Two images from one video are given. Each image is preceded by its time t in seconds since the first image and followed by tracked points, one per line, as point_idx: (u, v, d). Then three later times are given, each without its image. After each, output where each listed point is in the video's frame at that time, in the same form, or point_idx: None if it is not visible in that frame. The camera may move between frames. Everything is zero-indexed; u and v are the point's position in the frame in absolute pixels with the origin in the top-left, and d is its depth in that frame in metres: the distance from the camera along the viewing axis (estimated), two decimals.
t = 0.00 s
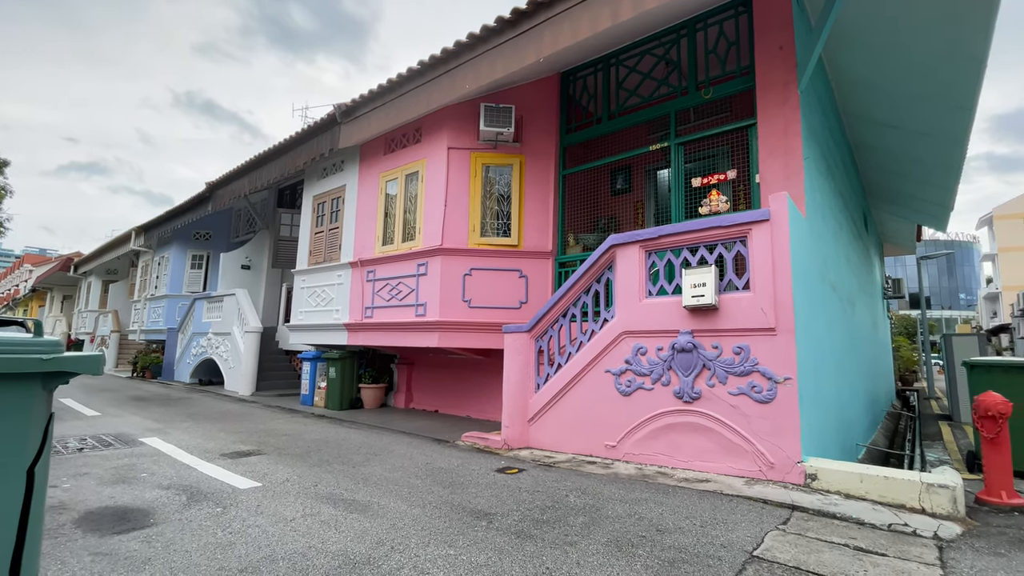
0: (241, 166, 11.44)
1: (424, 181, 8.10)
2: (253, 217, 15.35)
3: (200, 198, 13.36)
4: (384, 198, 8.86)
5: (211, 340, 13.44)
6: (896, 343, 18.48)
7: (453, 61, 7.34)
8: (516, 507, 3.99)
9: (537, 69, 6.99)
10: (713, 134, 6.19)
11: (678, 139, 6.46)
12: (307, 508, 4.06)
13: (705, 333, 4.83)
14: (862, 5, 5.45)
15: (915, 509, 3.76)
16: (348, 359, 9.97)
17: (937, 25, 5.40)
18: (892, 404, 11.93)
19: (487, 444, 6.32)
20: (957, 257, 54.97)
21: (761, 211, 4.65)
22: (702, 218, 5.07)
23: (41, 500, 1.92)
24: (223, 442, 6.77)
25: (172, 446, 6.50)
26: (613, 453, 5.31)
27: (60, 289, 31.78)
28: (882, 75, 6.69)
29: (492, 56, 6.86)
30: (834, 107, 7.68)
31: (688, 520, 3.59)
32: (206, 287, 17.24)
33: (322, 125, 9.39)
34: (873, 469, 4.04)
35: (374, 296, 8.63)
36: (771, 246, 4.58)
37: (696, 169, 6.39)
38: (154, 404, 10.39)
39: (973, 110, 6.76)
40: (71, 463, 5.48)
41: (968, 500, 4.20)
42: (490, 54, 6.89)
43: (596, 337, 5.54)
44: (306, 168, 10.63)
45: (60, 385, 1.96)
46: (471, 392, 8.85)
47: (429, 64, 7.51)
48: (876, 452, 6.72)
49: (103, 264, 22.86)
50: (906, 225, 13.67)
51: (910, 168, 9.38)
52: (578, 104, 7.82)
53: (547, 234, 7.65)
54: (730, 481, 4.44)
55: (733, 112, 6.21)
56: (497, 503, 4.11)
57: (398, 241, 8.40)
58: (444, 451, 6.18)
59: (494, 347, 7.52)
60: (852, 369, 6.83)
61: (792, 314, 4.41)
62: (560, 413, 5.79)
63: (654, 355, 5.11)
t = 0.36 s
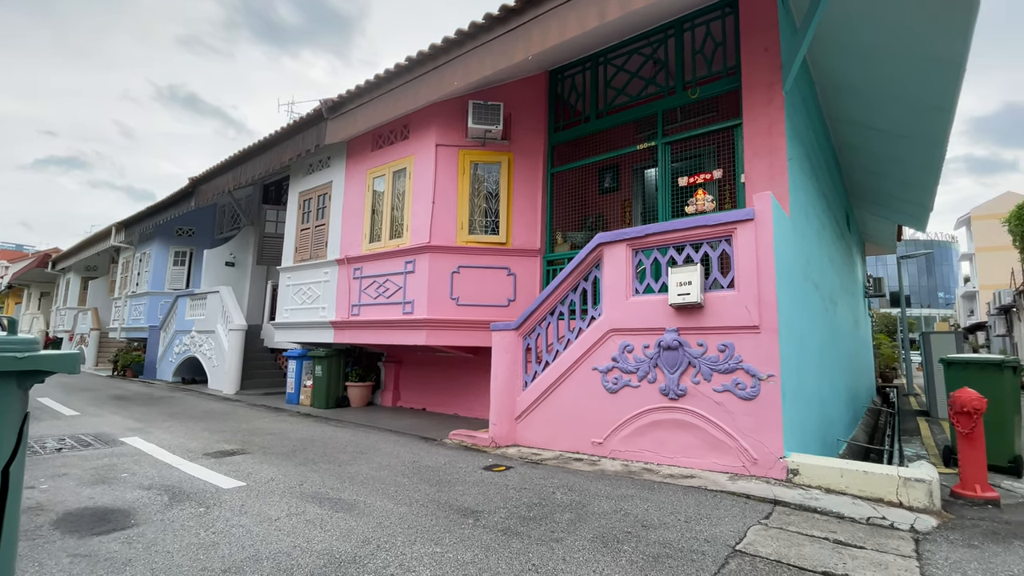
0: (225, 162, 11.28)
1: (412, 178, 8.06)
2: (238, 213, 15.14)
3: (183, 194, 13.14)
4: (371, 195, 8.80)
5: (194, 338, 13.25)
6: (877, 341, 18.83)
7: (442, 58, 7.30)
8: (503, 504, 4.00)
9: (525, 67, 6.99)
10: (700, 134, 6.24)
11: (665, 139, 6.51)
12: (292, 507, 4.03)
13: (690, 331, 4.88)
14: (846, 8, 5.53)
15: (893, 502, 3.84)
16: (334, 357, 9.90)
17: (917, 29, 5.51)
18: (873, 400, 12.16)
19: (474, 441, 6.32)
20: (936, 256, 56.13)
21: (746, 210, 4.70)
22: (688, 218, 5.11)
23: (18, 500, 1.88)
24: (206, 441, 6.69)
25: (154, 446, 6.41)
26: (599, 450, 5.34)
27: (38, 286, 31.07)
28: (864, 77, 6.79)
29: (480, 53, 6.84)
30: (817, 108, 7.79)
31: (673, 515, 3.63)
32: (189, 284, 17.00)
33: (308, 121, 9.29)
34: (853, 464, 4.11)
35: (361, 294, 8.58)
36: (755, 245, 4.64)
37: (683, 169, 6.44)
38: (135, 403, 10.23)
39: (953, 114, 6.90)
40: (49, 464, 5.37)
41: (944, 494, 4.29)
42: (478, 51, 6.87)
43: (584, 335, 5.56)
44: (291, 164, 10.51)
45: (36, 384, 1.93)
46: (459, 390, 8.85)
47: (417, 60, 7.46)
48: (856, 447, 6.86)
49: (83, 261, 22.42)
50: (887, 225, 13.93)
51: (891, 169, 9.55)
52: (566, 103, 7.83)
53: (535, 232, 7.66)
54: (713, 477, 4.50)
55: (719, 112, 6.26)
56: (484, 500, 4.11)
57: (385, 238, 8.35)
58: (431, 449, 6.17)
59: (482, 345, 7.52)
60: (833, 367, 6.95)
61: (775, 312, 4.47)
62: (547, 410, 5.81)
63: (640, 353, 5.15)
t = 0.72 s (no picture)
0: (206, 156, 11.07)
1: (396, 175, 7.99)
2: (218, 209, 14.88)
3: (161, 189, 12.87)
4: (356, 191, 8.70)
5: (173, 336, 13.00)
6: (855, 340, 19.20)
7: (427, 54, 7.25)
8: (486, 502, 3.99)
9: (511, 65, 6.98)
10: (684, 134, 6.29)
11: (649, 138, 6.55)
12: (271, 507, 3.97)
13: (673, 329, 4.91)
14: (827, 11, 5.61)
15: (868, 497, 3.92)
16: (317, 356, 9.79)
17: (895, 34, 5.62)
18: (851, 397, 12.39)
19: (459, 440, 6.29)
20: (913, 257, 57.39)
21: (728, 210, 4.75)
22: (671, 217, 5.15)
23: None
24: (184, 441, 6.56)
25: (130, 446, 6.27)
26: (583, 447, 5.36)
27: (9, 283, 30.22)
28: (845, 80, 6.90)
29: (466, 49, 6.81)
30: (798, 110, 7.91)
31: (655, 511, 3.66)
32: (168, 281, 16.67)
33: (291, 116, 9.16)
34: (830, 459, 4.18)
35: (344, 292, 8.49)
36: (736, 244, 4.69)
37: (667, 168, 6.49)
38: (112, 402, 10.00)
39: (929, 117, 7.06)
40: (20, 465, 5.23)
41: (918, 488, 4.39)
42: (464, 48, 6.83)
43: (569, 333, 5.57)
44: (273, 159, 10.37)
45: None
46: (443, 388, 8.81)
47: (403, 56, 7.39)
48: (835, 443, 6.99)
49: (57, 257, 21.86)
50: (866, 225, 14.21)
51: (869, 171, 9.74)
52: (552, 101, 7.82)
53: (520, 230, 7.66)
54: (695, 473, 4.54)
55: (703, 112, 6.30)
56: (468, 498, 4.10)
57: (369, 235, 8.28)
58: (415, 448, 6.14)
59: (467, 343, 7.49)
60: (813, 364, 7.06)
61: (756, 310, 4.53)
62: (532, 408, 5.81)
63: (624, 350, 5.18)
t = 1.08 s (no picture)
0: (183, 152, 10.85)
1: (379, 173, 7.91)
2: (196, 206, 14.61)
3: (137, 185, 12.59)
4: (337, 189, 8.60)
5: (149, 336, 12.72)
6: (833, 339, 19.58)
7: (410, 51, 7.20)
8: (468, 502, 3.97)
9: (495, 64, 6.96)
10: (666, 136, 6.34)
11: (633, 140, 6.59)
12: (249, 510, 3.90)
13: (654, 328, 4.95)
14: (807, 16, 5.69)
15: (844, 493, 3.99)
16: (298, 356, 9.66)
17: (872, 40, 5.74)
18: (829, 396, 12.62)
19: (441, 440, 6.26)
20: (888, 259, 58.74)
21: (708, 211, 4.80)
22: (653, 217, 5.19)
23: None
24: (160, 443, 6.42)
25: (103, 448, 6.11)
26: (566, 445, 5.37)
27: None
28: (823, 84, 7.02)
29: (450, 48, 6.78)
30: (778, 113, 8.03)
31: (636, 509, 3.68)
32: (144, 279, 16.31)
33: (272, 112, 9.03)
34: (807, 457, 4.24)
35: (326, 291, 8.39)
36: (716, 244, 4.74)
37: (650, 170, 6.55)
38: (84, 404, 9.74)
39: (904, 121, 7.22)
40: None
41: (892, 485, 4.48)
42: (448, 46, 6.80)
43: (552, 332, 5.57)
44: (253, 156, 10.21)
45: None
46: (426, 388, 8.76)
47: (386, 53, 7.33)
48: (812, 441, 7.10)
49: (28, 254, 21.25)
50: (843, 228, 14.51)
51: (846, 173, 9.93)
52: (536, 101, 7.82)
53: (504, 230, 7.65)
54: (676, 471, 4.58)
55: (685, 114, 6.36)
56: (450, 498, 4.07)
57: (351, 234, 8.18)
58: (397, 448, 6.08)
59: (450, 343, 7.46)
60: (791, 363, 7.16)
61: (735, 310, 4.58)
62: (515, 408, 5.80)
63: (606, 349, 5.20)
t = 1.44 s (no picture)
0: (163, 151, 10.67)
1: (363, 174, 7.87)
2: (176, 206, 14.37)
3: (115, 184, 12.33)
4: (321, 190, 8.54)
5: (126, 338, 12.45)
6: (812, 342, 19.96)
7: (396, 53, 7.19)
8: (452, 505, 3.97)
9: (481, 68, 6.99)
10: (650, 141, 6.43)
11: (617, 145, 6.67)
12: (230, 515, 3.85)
13: (637, 331, 5.01)
14: (787, 26, 5.83)
15: (820, 492, 4.08)
16: (279, 359, 9.55)
17: (848, 51, 5.92)
18: (808, 397, 12.87)
19: (425, 443, 6.24)
20: (865, 263, 60.06)
21: (689, 216, 4.88)
22: (636, 222, 5.26)
23: None
24: (138, 448, 6.30)
25: (78, 453, 5.98)
26: (550, 448, 5.40)
27: None
28: (802, 92, 7.19)
29: (436, 51, 6.79)
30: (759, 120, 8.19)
31: (618, 510, 3.72)
32: (121, 281, 15.98)
33: (255, 112, 8.94)
34: (785, 457, 4.33)
35: (309, 293, 8.31)
36: (697, 248, 4.82)
37: (633, 175, 6.63)
38: (58, 408, 9.51)
39: (878, 129, 7.43)
40: None
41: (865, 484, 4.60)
42: (434, 49, 6.81)
43: (537, 335, 5.60)
44: (235, 156, 10.08)
45: None
46: (410, 391, 8.73)
47: (371, 55, 7.30)
48: (791, 442, 7.24)
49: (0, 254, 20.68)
50: (822, 232, 14.83)
51: (824, 180, 10.16)
52: (522, 105, 7.86)
53: (490, 232, 7.67)
54: (658, 472, 4.64)
55: (668, 120, 6.46)
56: (434, 502, 4.07)
57: (335, 235, 8.12)
58: (381, 452, 6.06)
59: (434, 346, 7.45)
60: (770, 365, 7.29)
61: (715, 313, 4.66)
62: (500, 410, 5.82)
63: (590, 352, 5.24)
